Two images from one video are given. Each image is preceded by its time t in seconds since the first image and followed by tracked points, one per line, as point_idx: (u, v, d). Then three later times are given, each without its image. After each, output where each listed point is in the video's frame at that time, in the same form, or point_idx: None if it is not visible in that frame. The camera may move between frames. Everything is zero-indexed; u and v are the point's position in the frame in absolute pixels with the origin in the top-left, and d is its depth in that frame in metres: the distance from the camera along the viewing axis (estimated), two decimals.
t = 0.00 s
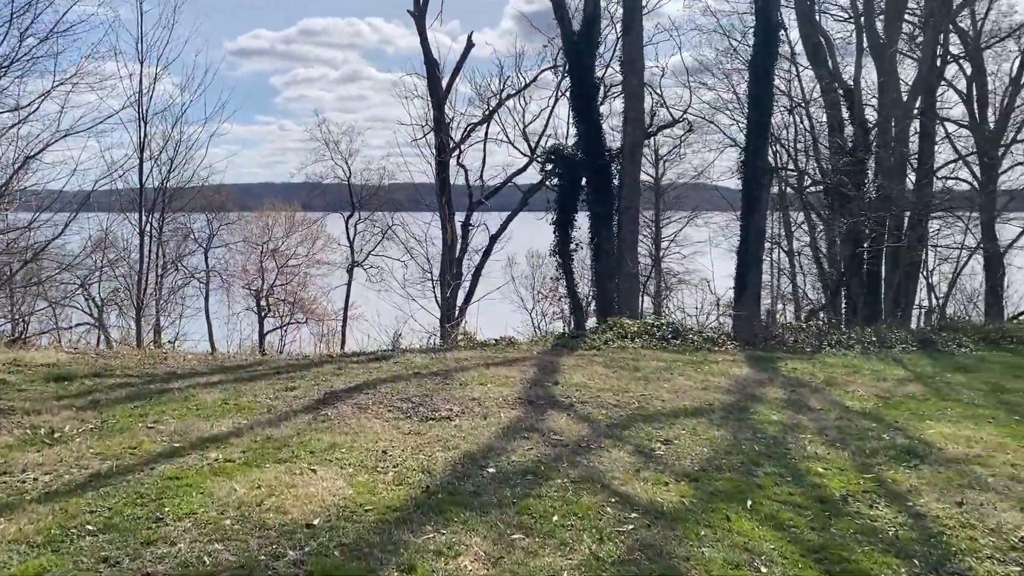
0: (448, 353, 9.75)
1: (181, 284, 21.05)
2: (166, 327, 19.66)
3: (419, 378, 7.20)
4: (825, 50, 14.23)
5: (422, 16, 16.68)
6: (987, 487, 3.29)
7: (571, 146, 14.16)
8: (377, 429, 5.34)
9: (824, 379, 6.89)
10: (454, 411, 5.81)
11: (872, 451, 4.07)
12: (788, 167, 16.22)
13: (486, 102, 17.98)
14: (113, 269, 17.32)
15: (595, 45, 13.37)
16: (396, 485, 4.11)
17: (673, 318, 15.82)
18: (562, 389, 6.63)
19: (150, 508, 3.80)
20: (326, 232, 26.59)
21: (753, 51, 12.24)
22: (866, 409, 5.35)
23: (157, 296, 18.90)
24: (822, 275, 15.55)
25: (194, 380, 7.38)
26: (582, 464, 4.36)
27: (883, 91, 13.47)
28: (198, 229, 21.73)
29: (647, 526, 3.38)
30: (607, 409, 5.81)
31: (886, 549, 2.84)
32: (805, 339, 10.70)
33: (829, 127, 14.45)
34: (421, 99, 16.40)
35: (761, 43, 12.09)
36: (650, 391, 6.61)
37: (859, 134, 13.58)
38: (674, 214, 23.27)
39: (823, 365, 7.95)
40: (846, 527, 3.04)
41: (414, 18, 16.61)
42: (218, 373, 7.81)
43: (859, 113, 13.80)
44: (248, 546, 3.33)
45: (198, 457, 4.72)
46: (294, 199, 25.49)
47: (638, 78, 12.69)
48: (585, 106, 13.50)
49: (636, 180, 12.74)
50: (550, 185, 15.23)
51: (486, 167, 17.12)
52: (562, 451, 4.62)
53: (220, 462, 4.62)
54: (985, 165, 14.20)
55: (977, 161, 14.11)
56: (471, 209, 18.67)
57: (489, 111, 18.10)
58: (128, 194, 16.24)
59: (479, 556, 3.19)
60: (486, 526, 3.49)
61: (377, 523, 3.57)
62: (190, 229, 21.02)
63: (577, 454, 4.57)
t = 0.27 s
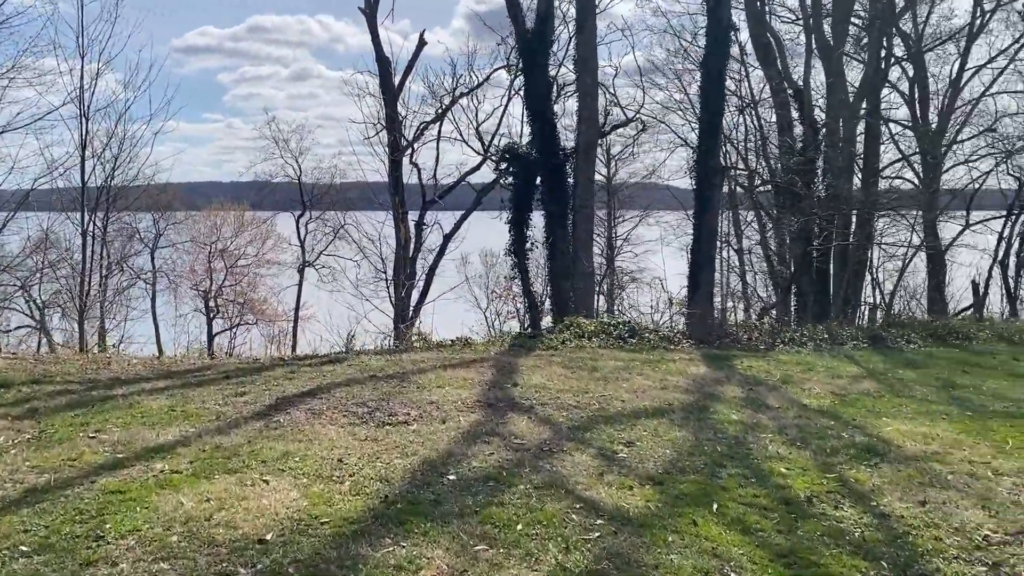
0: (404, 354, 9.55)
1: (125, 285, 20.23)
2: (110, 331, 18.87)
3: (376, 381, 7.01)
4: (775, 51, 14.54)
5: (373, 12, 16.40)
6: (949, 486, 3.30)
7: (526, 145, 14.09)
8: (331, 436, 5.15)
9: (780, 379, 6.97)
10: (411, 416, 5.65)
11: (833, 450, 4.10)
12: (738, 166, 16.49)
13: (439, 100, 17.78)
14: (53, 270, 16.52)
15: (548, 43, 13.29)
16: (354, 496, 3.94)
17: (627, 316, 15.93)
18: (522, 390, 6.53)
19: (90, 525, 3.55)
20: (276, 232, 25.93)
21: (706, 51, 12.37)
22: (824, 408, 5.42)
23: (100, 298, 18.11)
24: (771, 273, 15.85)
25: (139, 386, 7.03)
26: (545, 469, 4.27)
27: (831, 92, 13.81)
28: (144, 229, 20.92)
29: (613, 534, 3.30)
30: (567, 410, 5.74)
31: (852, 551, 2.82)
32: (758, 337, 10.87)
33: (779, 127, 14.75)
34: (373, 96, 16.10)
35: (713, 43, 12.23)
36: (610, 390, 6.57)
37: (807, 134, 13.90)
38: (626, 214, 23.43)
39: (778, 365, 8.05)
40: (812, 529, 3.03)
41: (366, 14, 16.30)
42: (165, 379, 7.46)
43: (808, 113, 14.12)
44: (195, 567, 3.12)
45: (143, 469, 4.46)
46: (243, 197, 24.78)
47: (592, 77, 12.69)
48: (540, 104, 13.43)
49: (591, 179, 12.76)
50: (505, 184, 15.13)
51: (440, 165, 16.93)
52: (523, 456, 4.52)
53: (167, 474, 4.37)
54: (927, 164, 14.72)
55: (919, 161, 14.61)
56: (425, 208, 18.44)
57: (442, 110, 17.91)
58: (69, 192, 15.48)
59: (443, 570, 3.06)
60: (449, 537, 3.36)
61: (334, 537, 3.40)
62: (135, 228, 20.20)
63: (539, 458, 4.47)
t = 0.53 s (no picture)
0: (349, 359, 9.25)
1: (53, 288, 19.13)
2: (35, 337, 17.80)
3: (320, 389, 6.73)
4: (717, 52, 14.81)
5: (314, 8, 15.97)
6: (904, 487, 3.29)
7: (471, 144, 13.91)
8: (272, 448, 4.87)
9: (729, 383, 7.02)
10: (357, 424, 5.42)
11: (786, 453, 4.11)
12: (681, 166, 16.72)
13: (381, 98, 17.46)
14: None
15: (493, 40, 13.14)
16: (296, 514, 3.71)
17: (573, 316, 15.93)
18: (472, 395, 6.38)
19: (3, 553, 3.22)
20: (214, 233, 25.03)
21: (650, 51, 12.47)
22: (774, 412, 5.46)
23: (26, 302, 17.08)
24: (715, 271, 16.12)
25: (65, 396, 6.56)
26: (497, 478, 4.12)
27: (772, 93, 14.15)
28: (75, 230, 19.87)
29: (570, 548, 3.18)
30: (519, 415, 5.61)
31: (812, 559, 2.77)
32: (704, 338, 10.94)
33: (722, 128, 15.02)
34: (313, 93, 15.66)
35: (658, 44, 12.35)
36: (561, 393, 6.48)
37: (749, 134, 14.18)
38: (571, 214, 23.47)
39: (725, 368, 8.14)
40: (772, 536, 2.98)
41: (306, 9, 15.86)
42: (93, 388, 6.99)
43: (749, 114, 14.42)
44: None
45: (67, 488, 4.12)
46: (178, 197, 23.80)
47: (538, 76, 12.65)
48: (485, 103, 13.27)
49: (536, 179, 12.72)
50: (450, 184, 14.92)
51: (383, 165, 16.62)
52: (475, 465, 4.37)
53: (94, 492, 4.04)
54: (861, 164, 15.26)
55: (854, 161, 15.12)
56: (369, 207, 18.06)
57: (385, 108, 17.59)
58: None
59: None
60: (398, 557, 3.18)
61: (275, 560, 3.18)
62: (66, 230, 19.11)
63: (492, 467, 4.33)
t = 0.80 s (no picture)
0: (287, 367, 8.88)
1: None
2: None
3: (256, 401, 6.39)
4: (655, 54, 15.01)
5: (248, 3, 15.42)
6: (854, 494, 3.31)
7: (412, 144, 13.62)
8: (204, 467, 4.57)
9: (675, 389, 7.06)
10: (297, 439, 5.16)
11: (736, 460, 4.13)
12: (621, 167, 16.88)
13: (318, 97, 17.00)
14: None
15: (432, 38, 12.90)
16: (231, 540, 3.46)
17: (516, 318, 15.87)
18: (417, 405, 6.19)
19: None
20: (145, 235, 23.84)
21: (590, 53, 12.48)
22: (721, 419, 5.51)
23: None
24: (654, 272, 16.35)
25: None
26: (446, 495, 3.96)
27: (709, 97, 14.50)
28: None
29: (526, 568, 3.06)
30: (465, 426, 5.46)
31: (769, 571, 2.73)
32: (647, 341, 11.11)
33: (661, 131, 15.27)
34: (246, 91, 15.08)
35: (597, 46, 12.37)
36: (507, 401, 6.35)
37: (687, 136, 14.42)
38: (511, 216, 23.36)
39: (670, 375, 8.19)
40: (729, 549, 2.93)
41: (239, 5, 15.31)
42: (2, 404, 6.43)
43: (687, 115, 14.66)
44: None
45: None
46: (105, 198, 22.60)
47: (478, 77, 12.49)
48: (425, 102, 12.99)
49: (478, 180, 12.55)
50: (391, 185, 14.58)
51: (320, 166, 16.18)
52: (421, 481, 4.20)
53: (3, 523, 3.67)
54: (794, 166, 15.76)
55: (787, 163, 15.60)
56: (305, 209, 17.54)
57: (322, 107, 17.13)
58: None
59: None
60: None
61: None
62: None
63: (439, 483, 4.17)
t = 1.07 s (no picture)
0: (217, 376, 8.45)
1: None
2: None
3: (184, 413, 6.03)
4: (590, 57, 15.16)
5: None
6: (800, 497, 3.37)
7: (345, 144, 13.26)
8: (130, 486, 4.25)
9: (616, 393, 7.08)
10: (231, 453, 4.89)
11: (682, 464, 4.16)
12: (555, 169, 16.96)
13: (246, 95, 16.42)
14: None
15: (363, 34, 12.51)
16: (161, 568, 3.21)
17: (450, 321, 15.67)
18: (356, 414, 5.97)
19: None
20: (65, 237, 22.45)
21: (525, 55, 12.46)
22: (664, 422, 5.56)
23: None
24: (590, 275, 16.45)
25: None
26: (391, 510, 3.80)
27: (642, 101, 14.77)
28: None
29: None
30: (407, 435, 5.30)
31: None
32: (587, 344, 11.52)
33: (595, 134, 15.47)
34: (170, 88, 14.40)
35: (533, 49, 12.37)
36: (449, 408, 6.20)
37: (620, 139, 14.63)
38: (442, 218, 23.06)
39: (611, 378, 8.23)
40: (682, 558, 2.91)
41: None
42: None
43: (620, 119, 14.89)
44: None
45: None
46: (24, 198, 21.30)
47: (413, 79, 12.32)
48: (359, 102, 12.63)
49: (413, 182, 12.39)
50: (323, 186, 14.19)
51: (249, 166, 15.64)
52: (364, 496, 4.03)
53: None
54: (723, 169, 16.19)
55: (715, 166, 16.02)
56: (234, 210, 16.89)
57: (250, 105, 16.55)
58: None
59: None
60: None
61: None
62: None
63: (383, 497, 4.00)
